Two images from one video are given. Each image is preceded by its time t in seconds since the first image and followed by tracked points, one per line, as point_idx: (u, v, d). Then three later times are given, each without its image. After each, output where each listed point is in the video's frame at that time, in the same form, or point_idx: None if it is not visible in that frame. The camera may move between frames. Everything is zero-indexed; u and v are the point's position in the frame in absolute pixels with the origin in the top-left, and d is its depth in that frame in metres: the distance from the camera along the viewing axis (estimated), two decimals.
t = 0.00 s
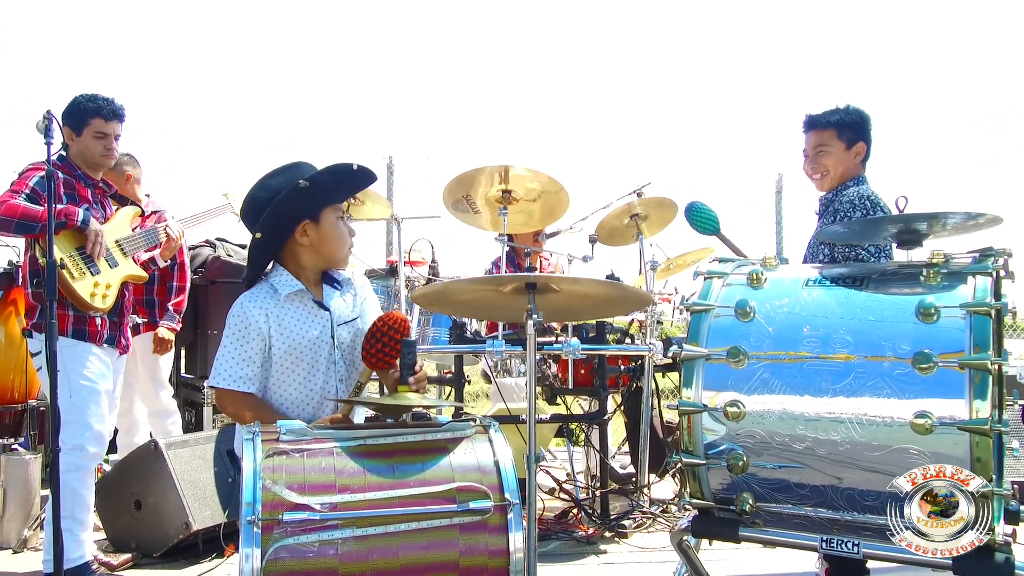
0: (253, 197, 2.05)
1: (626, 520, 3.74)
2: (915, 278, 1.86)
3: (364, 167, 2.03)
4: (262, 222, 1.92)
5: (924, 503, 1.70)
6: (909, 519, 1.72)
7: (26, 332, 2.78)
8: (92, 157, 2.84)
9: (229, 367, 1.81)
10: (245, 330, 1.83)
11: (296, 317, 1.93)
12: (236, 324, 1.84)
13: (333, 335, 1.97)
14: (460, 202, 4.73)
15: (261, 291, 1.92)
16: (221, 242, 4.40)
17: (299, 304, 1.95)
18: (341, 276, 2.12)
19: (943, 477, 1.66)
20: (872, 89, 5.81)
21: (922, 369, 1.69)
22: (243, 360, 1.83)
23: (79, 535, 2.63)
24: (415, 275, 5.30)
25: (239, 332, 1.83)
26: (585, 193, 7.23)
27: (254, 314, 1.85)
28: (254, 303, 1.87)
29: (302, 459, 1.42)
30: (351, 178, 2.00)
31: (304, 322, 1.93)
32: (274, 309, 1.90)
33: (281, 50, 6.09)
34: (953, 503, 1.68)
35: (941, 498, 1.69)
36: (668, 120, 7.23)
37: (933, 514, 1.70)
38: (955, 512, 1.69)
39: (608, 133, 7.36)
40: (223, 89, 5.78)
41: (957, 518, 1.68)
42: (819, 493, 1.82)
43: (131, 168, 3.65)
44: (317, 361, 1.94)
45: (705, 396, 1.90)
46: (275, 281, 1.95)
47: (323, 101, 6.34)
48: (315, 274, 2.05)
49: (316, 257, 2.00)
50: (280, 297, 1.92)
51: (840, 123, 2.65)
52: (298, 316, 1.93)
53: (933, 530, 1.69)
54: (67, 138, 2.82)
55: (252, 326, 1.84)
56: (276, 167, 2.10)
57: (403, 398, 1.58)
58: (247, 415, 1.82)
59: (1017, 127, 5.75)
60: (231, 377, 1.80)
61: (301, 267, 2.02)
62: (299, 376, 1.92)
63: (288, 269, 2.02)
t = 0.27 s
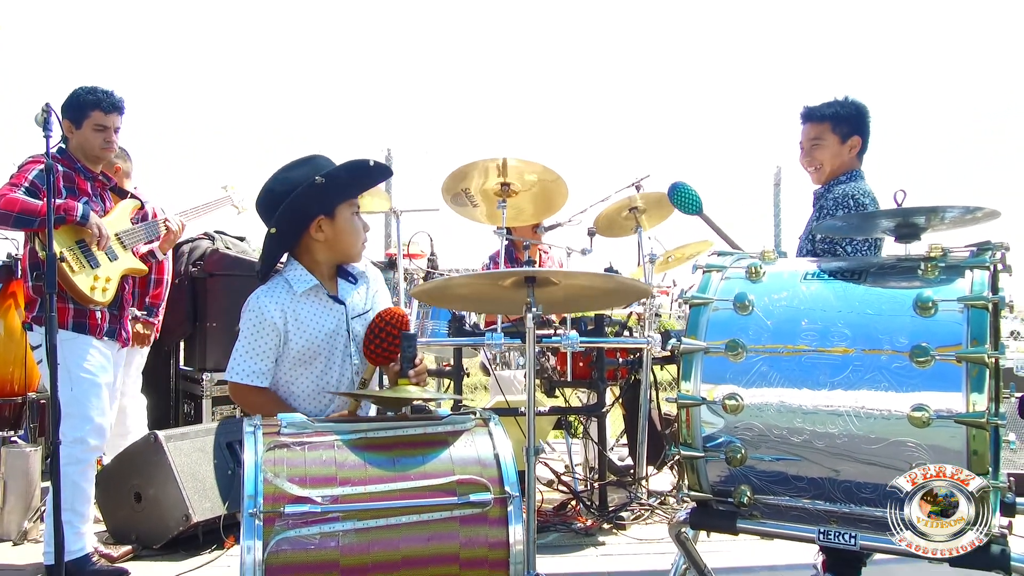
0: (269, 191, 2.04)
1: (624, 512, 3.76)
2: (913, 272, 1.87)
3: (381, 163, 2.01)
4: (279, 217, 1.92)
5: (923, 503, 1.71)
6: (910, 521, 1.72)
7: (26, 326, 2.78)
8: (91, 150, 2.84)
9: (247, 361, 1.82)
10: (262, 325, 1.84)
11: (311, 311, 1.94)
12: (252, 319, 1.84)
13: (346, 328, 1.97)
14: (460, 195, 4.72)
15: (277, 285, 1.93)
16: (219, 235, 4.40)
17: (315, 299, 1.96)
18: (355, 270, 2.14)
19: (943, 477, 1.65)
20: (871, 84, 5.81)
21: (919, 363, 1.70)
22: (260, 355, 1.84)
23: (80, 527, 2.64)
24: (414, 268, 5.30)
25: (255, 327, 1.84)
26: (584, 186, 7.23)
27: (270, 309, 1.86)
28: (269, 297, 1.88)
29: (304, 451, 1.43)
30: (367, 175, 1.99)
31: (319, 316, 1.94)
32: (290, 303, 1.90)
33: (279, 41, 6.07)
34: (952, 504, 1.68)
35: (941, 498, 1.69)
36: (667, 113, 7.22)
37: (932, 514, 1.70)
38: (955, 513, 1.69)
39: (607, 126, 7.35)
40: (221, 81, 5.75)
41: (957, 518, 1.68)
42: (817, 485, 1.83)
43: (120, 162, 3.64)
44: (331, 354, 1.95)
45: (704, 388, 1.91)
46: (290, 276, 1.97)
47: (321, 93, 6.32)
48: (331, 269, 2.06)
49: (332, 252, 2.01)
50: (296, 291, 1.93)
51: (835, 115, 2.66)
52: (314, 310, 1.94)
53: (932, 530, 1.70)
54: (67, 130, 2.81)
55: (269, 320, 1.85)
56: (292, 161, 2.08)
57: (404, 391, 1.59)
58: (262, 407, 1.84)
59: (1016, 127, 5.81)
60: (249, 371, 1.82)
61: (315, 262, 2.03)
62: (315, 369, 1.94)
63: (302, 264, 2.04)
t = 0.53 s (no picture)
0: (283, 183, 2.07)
1: (623, 503, 3.78)
2: (910, 264, 1.88)
3: (388, 175, 1.98)
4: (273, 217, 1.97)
5: (924, 503, 1.72)
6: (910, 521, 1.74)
7: (26, 317, 2.79)
8: (89, 141, 2.83)
9: (249, 357, 1.84)
10: (262, 321, 1.86)
11: (312, 306, 1.95)
12: (253, 316, 1.86)
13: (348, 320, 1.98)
14: (458, 185, 4.70)
15: (276, 284, 1.95)
16: (218, 226, 4.40)
17: (314, 295, 1.97)
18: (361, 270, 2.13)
19: (943, 477, 1.66)
20: (871, 76, 5.79)
21: (916, 354, 1.71)
22: (262, 350, 1.86)
23: (80, 518, 2.66)
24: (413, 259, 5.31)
25: (255, 323, 1.85)
26: (582, 177, 7.22)
27: (270, 305, 1.88)
28: (269, 295, 1.90)
29: (305, 442, 1.43)
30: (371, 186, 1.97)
31: (320, 310, 1.95)
32: (290, 299, 1.92)
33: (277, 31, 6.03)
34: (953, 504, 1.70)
35: (941, 499, 1.71)
36: (667, 104, 7.20)
37: (933, 514, 1.72)
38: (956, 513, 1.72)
39: (606, 117, 7.34)
40: (219, 72, 5.73)
41: (957, 519, 1.71)
42: (814, 475, 1.85)
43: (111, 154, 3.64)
44: (335, 346, 1.95)
45: (701, 379, 1.92)
46: (290, 275, 1.99)
47: (320, 83, 6.30)
48: (333, 270, 2.08)
49: (330, 255, 2.03)
50: (295, 287, 1.94)
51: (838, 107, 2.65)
52: (315, 304, 1.95)
53: (932, 530, 1.73)
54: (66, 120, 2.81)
55: (269, 315, 1.87)
56: (310, 158, 2.07)
57: (404, 383, 1.60)
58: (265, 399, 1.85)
59: (1016, 127, 5.71)
60: (252, 366, 1.83)
61: (316, 261, 2.06)
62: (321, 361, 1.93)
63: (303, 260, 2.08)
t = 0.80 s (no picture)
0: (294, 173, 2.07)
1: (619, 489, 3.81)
2: (906, 251, 1.88)
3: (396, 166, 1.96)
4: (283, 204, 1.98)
5: (924, 503, 1.74)
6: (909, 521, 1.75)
7: (23, 304, 2.78)
8: (85, 127, 2.81)
9: (251, 341, 1.85)
10: (263, 306, 1.88)
11: (312, 291, 1.95)
12: (253, 302, 1.88)
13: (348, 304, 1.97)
14: (456, 172, 4.69)
15: (278, 273, 1.97)
16: (216, 213, 4.39)
17: (315, 281, 1.97)
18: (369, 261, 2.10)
19: (943, 477, 1.69)
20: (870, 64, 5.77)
21: (912, 341, 1.72)
22: (264, 335, 1.87)
23: (79, 504, 2.67)
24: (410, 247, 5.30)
25: (255, 309, 1.87)
26: (580, 164, 7.20)
27: (270, 291, 1.90)
28: (271, 281, 1.93)
29: (302, 429, 1.44)
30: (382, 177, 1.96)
31: (321, 295, 1.95)
32: (290, 286, 1.93)
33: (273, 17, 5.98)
34: (953, 503, 1.73)
35: (942, 498, 1.73)
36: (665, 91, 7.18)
37: (933, 514, 1.74)
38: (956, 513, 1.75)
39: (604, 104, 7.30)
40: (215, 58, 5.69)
41: (959, 520, 1.73)
42: (809, 461, 1.86)
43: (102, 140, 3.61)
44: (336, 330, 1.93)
45: (698, 366, 1.92)
46: (292, 264, 2.00)
47: (316, 70, 6.26)
48: (342, 260, 2.06)
49: (338, 244, 2.02)
50: (295, 274, 1.96)
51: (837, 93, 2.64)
52: (315, 290, 1.96)
53: (934, 531, 1.76)
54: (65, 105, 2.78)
55: (269, 301, 1.88)
56: (325, 149, 2.06)
57: (402, 369, 1.60)
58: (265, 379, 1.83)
59: (1016, 126, 5.81)
60: (253, 350, 1.84)
61: (325, 252, 2.05)
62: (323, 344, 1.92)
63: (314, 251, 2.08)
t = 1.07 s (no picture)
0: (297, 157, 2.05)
1: (616, 474, 3.84)
2: (903, 237, 1.88)
3: (404, 151, 1.95)
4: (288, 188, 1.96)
5: (925, 503, 1.80)
6: (910, 521, 1.80)
7: (20, 291, 2.77)
8: (81, 113, 2.79)
9: (257, 330, 1.85)
10: (268, 296, 1.88)
11: (317, 280, 1.95)
12: (259, 291, 1.88)
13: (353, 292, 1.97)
14: (453, 157, 4.67)
15: (282, 261, 1.96)
16: (213, 199, 4.37)
17: (320, 270, 1.97)
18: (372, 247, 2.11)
19: (943, 477, 1.72)
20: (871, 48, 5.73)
21: (907, 327, 1.73)
22: (271, 324, 1.87)
23: (79, 489, 2.68)
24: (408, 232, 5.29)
25: (261, 298, 1.87)
26: (578, 149, 7.18)
27: (275, 280, 1.89)
28: (275, 270, 1.92)
29: (300, 414, 1.45)
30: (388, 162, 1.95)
31: (326, 284, 1.96)
32: (295, 274, 1.93)
33: None
34: (952, 504, 1.82)
35: (941, 499, 1.82)
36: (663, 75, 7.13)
37: (934, 514, 1.83)
38: (955, 513, 1.83)
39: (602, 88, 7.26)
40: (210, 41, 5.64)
41: (957, 518, 1.82)
42: (804, 446, 1.87)
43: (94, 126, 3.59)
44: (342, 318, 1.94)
45: (695, 352, 1.93)
46: (296, 251, 1.99)
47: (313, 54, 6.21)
48: (346, 246, 2.06)
49: (343, 229, 2.01)
50: (300, 263, 1.95)
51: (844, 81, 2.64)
52: (320, 279, 1.96)
53: (934, 529, 1.86)
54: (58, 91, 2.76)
55: (274, 290, 1.88)
56: (331, 133, 2.04)
57: (399, 354, 1.61)
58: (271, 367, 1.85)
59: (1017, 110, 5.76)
60: (260, 339, 1.84)
61: (329, 238, 2.04)
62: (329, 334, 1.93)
63: (317, 238, 2.06)
